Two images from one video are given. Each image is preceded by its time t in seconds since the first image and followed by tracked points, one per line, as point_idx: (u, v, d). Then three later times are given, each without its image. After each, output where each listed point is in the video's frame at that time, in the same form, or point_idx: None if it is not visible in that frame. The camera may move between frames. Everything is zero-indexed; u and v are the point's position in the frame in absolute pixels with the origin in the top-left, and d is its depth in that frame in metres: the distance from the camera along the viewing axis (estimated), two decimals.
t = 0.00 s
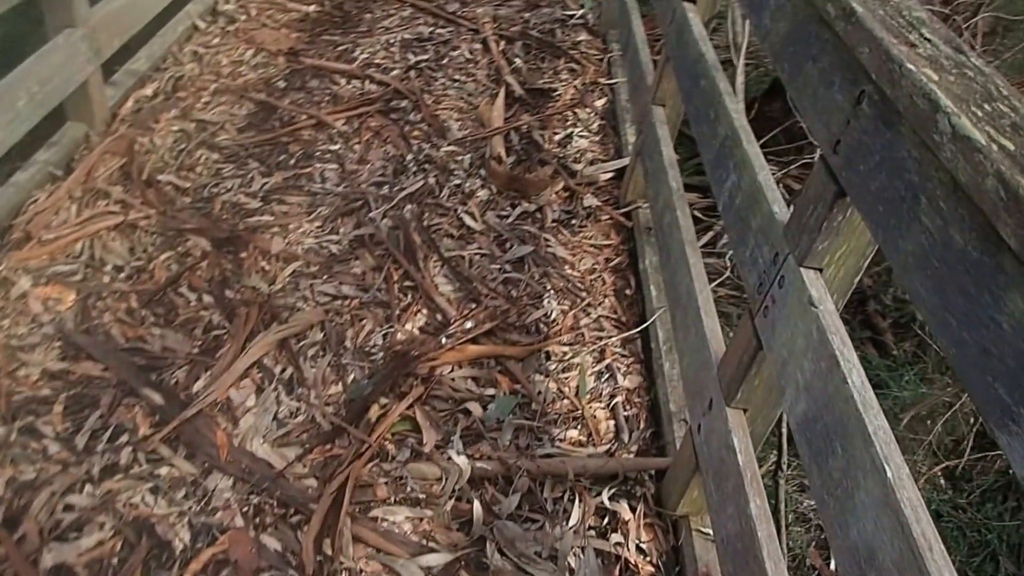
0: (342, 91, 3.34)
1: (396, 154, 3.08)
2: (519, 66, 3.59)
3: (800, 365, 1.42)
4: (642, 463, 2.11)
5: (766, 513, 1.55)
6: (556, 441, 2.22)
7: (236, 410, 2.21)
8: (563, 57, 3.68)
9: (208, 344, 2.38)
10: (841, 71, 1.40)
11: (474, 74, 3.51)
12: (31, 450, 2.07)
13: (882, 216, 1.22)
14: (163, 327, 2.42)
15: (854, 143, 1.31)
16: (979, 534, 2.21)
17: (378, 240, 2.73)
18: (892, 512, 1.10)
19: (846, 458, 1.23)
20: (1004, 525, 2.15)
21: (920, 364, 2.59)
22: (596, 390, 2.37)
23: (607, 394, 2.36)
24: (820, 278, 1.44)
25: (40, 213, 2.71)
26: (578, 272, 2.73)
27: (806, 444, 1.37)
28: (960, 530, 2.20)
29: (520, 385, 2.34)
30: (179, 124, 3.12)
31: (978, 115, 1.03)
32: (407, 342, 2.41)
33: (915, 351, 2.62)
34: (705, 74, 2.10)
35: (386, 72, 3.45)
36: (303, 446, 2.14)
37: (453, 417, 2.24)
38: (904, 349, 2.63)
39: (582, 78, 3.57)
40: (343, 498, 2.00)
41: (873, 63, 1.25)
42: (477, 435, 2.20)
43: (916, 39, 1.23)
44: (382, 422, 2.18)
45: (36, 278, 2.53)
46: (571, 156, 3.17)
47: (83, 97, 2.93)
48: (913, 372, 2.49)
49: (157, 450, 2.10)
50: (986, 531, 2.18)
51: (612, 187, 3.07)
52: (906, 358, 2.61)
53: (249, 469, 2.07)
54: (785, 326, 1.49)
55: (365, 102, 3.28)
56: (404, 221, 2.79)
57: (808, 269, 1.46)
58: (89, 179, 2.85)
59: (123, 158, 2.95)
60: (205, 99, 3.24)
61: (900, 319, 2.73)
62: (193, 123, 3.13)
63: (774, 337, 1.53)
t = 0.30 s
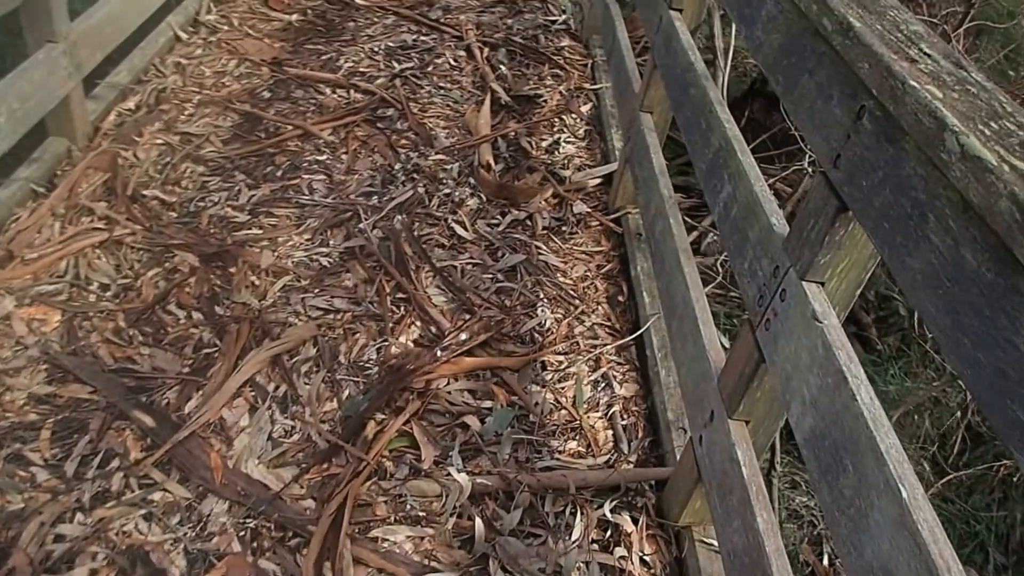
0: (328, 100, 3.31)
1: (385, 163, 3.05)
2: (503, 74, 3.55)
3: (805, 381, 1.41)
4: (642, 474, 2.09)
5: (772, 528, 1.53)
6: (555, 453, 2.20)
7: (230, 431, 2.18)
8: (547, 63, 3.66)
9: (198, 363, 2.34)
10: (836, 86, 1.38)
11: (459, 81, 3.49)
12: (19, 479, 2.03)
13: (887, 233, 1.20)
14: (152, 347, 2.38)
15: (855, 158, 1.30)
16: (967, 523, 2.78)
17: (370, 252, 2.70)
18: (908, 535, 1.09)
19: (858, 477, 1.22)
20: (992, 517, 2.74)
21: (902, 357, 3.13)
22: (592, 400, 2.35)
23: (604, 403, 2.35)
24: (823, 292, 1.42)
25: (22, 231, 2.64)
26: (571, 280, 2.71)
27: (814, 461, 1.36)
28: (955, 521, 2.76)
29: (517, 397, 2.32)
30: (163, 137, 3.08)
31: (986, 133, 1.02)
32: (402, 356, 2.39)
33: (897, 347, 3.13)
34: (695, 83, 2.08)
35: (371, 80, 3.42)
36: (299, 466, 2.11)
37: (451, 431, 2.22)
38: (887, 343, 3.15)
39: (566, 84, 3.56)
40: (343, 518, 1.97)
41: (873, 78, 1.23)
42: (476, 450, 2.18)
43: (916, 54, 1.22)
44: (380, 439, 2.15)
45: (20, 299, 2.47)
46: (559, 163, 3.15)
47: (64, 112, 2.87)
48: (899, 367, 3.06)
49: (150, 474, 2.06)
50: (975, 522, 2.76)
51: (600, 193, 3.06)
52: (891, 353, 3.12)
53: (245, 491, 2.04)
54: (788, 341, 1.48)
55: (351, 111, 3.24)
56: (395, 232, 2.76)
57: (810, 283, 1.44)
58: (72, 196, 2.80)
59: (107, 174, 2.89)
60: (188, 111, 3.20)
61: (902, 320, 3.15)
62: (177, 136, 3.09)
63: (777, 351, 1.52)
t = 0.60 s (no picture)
0: (314, 108, 3.28)
1: (373, 172, 3.02)
2: (490, 77, 3.55)
3: (813, 395, 1.39)
4: (643, 485, 2.08)
5: (781, 543, 1.52)
6: (555, 465, 2.19)
7: (224, 451, 2.15)
8: (534, 66, 3.65)
9: (190, 380, 2.30)
10: (839, 97, 1.36)
11: (446, 86, 3.46)
12: (9, 505, 1.99)
13: (895, 249, 1.19)
14: (142, 364, 2.34)
15: (860, 172, 1.28)
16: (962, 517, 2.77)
17: (361, 263, 2.67)
18: (927, 557, 1.08)
19: (871, 496, 1.21)
20: (986, 511, 2.71)
21: (894, 353, 3.12)
22: (590, 410, 2.33)
23: (602, 413, 2.33)
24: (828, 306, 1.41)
25: (6, 248, 2.58)
26: (565, 287, 2.69)
27: (825, 477, 1.35)
28: (948, 516, 2.76)
29: (515, 408, 2.30)
30: (147, 149, 3.03)
31: (997, 152, 1.00)
32: (397, 369, 2.36)
33: (889, 343, 3.13)
34: (688, 90, 2.06)
35: (357, 87, 3.39)
36: (296, 485, 2.08)
37: (448, 445, 2.20)
38: (879, 339, 3.16)
39: (554, 87, 3.54)
40: (342, 538, 1.95)
41: (878, 93, 1.21)
42: (474, 464, 2.16)
43: (921, 68, 1.20)
44: (377, 455, 2.13)
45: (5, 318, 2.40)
46: (550, 168, 3.14)
47: (46, 129, 2.82)
48: (890, 362, 3.05)
49: (143, 497, 2.02)
50: (970, 517, 2.74)
51: (592, 198, 3.05)
52: (881, 349, 3.12)
53: (241, 512, 2.01)
54: (794, 354, 1.47)
55: (338, 119, 3.21)
56: (386, 242, 2.74)
57: (815, 296, 1.43)
58: (57, 211, 2.73)
59: (92, 188, 2.84)
60: (173, 122, 3.16)
61: (893, 316, 3.15)
62: (162, 148, 3.05)
63: (781, 364, 1.51)
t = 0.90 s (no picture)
0: (301, 115, 3.24)
1: (363, 180, 2.99)
2: (479, 80, 3.52)
3: (822, 410, 1.38)
4: (645, 496, 2.06)
5: (789, 558, 1.50)
6: (555, 477, 2.16)
7: (219, 469, 2.11)
8: (523, 69, 3.63)
9: (182, 398, 2.26)
10: (843, 107, 1.36)
11: (435, 90, 3.43)
12: None
13: (906, 262, 1.18)
14: (133, 382, 2.29)
15: (868, 185, 1.28)
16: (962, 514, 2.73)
17: (354, 273, 2.63)
18: None
19: (885, 515, 1.19)
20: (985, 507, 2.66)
21: (890, 350, 3.09)
22: (590, 419, 2.31)
23: (602, 422, 2.31)
24: (834, 317, 1.40)
25: None
26: (560, 294, 2.67)
27: (836, 493, 1.33)
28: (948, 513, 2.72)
29: (513, 419, 2.28)
30: (132, 160, 2.99)
31: (1011, 166, 0.99)
32: (393, 381, 2.33)
33: (885, 340, 3.11)
34: (683, 95, 2.04)
35: (344, 93, 3.36)
36: (293, 503, 2.05)
37: (447, 459, 2.17)
38: (875, 336, 3.14)
39: (543, 89, 3.52)
40: (341, 557, 1.92)
41: (884, 104, 1.20)
42: (473, 477, 2.14)
43: (928, 79, 1.19)
44: (374, 470, 2.10)
45: None
46: (542, 172, 3.11)
47: (30, 142, 2.76)
48: (887, 359, 3.03)
49: (137, 519, 1.98)
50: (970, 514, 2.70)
51: (585, 202, 3.02)
52: (877, 346, 3.10)
53: (238, 532, 1.97)
54: (800, 368, 1.45)
55: (326, 126, 3.18)
56: (378, 251, 2.71)
57: (821, 308, 1.42)
58: (42, 225, 2.67)
59: (77, 201, 2.78)
60: (158, 133, 3.11)
61: (889, 313, 3.13)
62: (148, 158, 3.01)
63: (788, 377, 1.50)
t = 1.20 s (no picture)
0: (290, 121, 3.20)
1: (354, 186, 2.95)
2: (469, 83, 3.49)
3: (832, 423, 1.35)
4: (648, 507, 2.03)
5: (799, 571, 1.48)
6: (556, 488, 2.14)
7: (215, 486, 2.07)
8: (513, 70, 3.60)
9: (175, 413, 2.22)
10: (848, 115, 1.34)
11: (425, 94, 3.40)
12: None
13: (917, 274, 1.16)
14: (125, 398, 2.25)
15: (875, 194, 1.26)
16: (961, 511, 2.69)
17: (347, 282, 2.60)
18: None
19: (900, 531, 1.17)
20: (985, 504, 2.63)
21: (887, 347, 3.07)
22: (590, 428, 2.29)
23: (602, 431, 2.28)
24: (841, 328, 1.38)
25: None
26: (557, 300, 2.64)
27: (848, 508, 1.31)
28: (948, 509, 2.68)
29: (512, 429, 2.25)
30: (118, 170, 2.94)
31: None
32: (390, 393, 2.30)
33: (882, 338, 3.09)
34: (680, 99, 2.02)
35: (333, 97, 3.32)
36: (291, 520, 2.01)
37: (446, 471, 2.14)
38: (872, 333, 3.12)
39: (534, 91, 3.49)
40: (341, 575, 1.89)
41: (892, 113, 1.17)
42: (474, 490, 2.11)
43: (936, 87, 1.16)
44: (373, 485, 2.07)
45: None
46: (535, 175, 3.09)
47: (14, 153, 2.71)
48: (884, 357, 3.01)
49: (132, 539, 1.94)
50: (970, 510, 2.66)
51: (579, 205, 3.00)
52: (875, 344, 3.08)
53: (235, 550, 1.93)
54: (808, 379, 1.43)
55: (315, 131, 3.14)
56: (371, 259, 2.67)
57: (828, 318, 1.40)
58: (28, 239, 2.62)
59: (64, 213, 2.73)
60: (145, 141, 3.07)
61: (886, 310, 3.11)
62: (134, 168, 2.96)
63: (795, 388, 1.47)
